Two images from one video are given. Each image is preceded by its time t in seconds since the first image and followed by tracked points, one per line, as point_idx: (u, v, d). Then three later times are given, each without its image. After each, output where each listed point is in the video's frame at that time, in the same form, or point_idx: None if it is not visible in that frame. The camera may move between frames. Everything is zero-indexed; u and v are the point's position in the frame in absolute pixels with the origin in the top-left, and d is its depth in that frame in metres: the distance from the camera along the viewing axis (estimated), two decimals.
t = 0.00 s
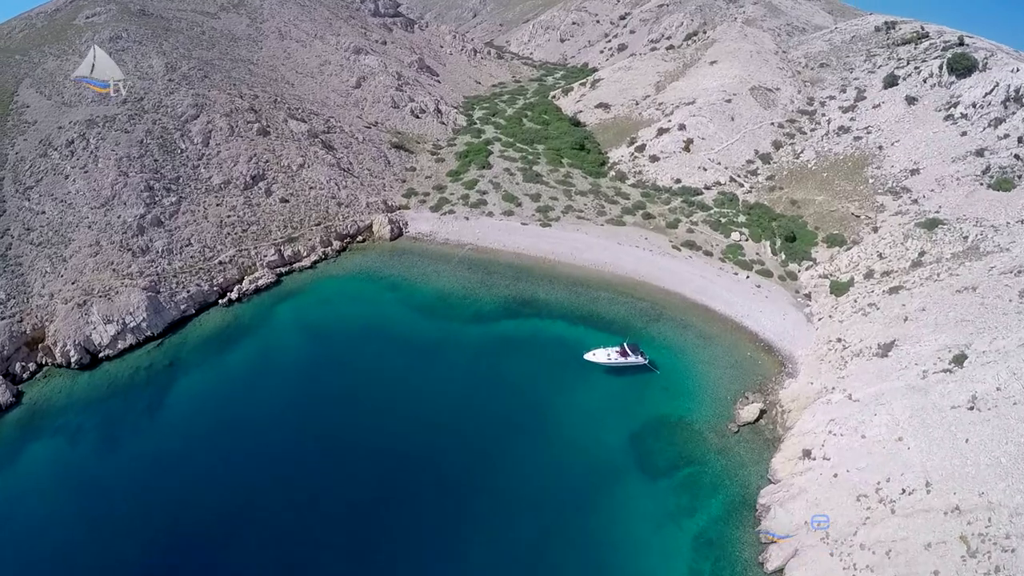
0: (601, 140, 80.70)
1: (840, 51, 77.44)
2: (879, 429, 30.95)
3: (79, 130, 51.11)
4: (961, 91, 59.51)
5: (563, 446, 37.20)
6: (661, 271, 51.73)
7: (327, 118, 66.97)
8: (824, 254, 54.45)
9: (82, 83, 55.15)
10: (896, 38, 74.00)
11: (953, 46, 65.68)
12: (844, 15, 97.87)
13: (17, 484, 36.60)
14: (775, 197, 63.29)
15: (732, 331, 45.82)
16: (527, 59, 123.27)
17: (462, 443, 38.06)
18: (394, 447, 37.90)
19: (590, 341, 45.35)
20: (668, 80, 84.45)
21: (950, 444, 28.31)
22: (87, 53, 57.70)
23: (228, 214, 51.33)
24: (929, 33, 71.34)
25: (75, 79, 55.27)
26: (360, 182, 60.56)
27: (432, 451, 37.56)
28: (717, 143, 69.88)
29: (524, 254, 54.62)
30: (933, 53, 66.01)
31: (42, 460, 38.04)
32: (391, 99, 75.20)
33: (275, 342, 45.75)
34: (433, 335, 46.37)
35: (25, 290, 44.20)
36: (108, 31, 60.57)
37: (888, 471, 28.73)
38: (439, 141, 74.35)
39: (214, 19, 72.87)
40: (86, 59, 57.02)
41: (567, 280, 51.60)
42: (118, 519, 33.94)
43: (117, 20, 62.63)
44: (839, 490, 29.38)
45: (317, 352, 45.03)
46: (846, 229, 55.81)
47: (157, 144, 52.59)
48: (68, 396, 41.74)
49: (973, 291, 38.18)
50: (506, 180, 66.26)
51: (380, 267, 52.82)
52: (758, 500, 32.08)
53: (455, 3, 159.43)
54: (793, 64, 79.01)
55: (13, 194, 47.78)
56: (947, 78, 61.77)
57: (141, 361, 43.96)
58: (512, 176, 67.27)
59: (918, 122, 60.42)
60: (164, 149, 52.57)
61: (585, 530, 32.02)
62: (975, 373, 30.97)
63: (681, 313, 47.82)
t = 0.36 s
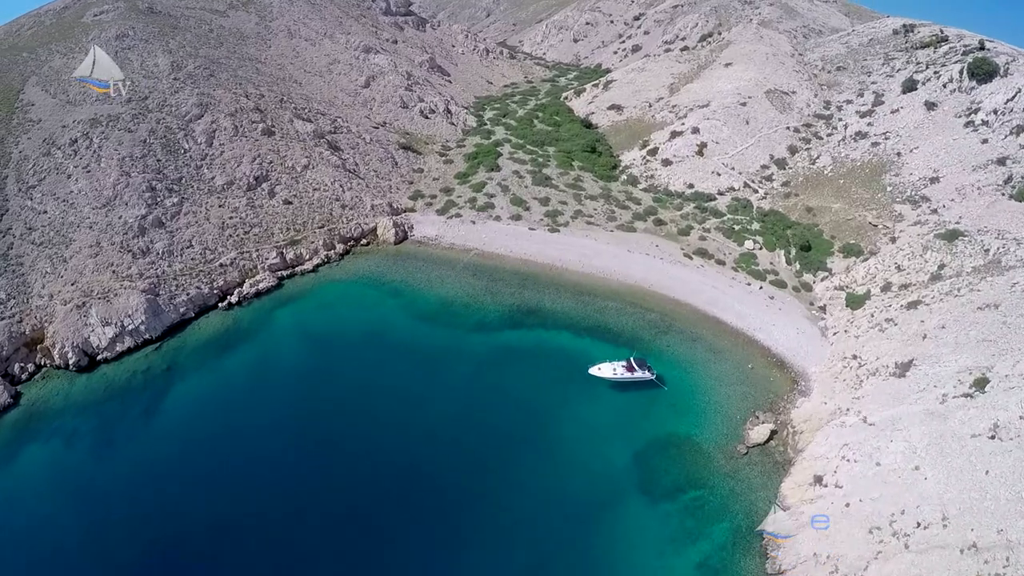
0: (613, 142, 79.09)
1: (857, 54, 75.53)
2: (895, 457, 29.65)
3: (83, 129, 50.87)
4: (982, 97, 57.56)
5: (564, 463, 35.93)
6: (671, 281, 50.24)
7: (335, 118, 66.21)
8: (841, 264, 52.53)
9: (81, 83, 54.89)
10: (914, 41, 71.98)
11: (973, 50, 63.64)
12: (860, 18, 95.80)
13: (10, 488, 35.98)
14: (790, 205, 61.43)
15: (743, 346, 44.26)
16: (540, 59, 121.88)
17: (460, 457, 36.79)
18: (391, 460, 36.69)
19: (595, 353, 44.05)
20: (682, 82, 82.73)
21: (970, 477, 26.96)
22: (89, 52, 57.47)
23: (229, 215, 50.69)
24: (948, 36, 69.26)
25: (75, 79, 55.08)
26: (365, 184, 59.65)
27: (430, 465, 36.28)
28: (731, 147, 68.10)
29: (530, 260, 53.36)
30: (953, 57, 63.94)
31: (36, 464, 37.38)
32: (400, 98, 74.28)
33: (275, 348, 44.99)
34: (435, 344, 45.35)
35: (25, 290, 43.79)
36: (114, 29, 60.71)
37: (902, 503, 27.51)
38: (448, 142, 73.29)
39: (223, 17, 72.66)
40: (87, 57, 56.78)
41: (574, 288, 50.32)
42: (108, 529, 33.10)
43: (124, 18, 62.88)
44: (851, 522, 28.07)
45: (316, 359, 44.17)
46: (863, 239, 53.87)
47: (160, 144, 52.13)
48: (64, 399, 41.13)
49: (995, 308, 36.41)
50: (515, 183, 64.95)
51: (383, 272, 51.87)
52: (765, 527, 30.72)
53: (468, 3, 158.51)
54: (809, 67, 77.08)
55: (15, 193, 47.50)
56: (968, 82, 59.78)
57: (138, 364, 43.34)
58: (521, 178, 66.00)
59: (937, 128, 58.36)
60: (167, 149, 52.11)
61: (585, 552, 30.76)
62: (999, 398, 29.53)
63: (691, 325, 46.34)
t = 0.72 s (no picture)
0: (626, 145, 77.34)
1: (875, 58, 73.43)
2: (913, 490, 28.28)
3: (86, 128, 50.58)
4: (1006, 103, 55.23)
5: (565, 486, 34.55)
6: (681, 293, 48.66)
7: (342, 118, 65.36)
8: (858, 277, 50.60)
9: (81, 83, 54.68)
10: (935, 45, 69.65)
11: (996, 55, 61.25)
12: (879, 21, 93.31)
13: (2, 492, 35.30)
14: (807, 213, 59.37)
15: (756, 363, 42.57)
16: (555, 59, 120.31)
17: (458, 477, 35.41)
18: (386, 478, 35.35)
19: (601, 368, 42.69)
20: (697, 84, 80.85)
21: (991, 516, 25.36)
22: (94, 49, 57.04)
23: (232, 217, 49.99)
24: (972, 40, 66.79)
25: (74, 79, 54.96)
26: (371, 186, 58.64)
27: (426, 484, 34.89)
28: (747, 152, 66.15)
29: (537, 268, 52.06)
30: (975, 62, 61.61)
31: (29, 468, 36.72)
32: (410, 98, 73.26)
33: (274, 355, 44.16)
34: (437, 353, 44.27)
35: (25, 290, 43.31)
36: (121, 27, 60.72)
37: (918, 541, 25.99)
38: (457, 143, 72.12)
39: (233, 15, 72.37)
40: (88, 56, 56.55)
41: (581, 298, 48.90)
42: (93, 543, 32.14)
43: (132, 15, 63.05)
44: (864, 559, 26.57)
45: (316, 366, 43.30)
46: (881, 250, 51.88)
47: (164, 144, 51.63)
48: (60, 402, 40.50)
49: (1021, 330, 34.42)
50: (525, 186, 63.58)
51: (386, 278, 50.88)
52: (774, 561, 29.26)
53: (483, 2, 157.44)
54: (828, 70, 74.90)
55: (18, 192, 47.22)
56: (990, 88, 57.27)
57: (136, 368, 42.70)
58: (530, 182, 64.60)
59: (959, 135, 56.20)
60: (170, 149, 51.60)
61: None
62: None
63: (702, 340, 44.74)
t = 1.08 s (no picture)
0: (637, 149, 75.79)
1: (892, 62, 71.52)
2: (929, 524, 27.00)
3: (90, 128, 50.27)
4: None
5: (567, 508, 33.24)
6: (691, 305, 47.29)
7: (349, 119, 64.60)
8: (875, 289, 48.58)
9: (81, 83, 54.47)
10: (954, 49, 67.67)
11: (1018, 60, 59.23)
12: (896, 24, 91.18)
13: None
14: (823, 221, 57.55)
15: (768, 381, 41.08)
16: (567, 60, 118.98)
17: (457, 494, 34.26)
18: (383, 493, 34.31)
19: (607, 382, 41.51)
20: (710, 87, 79.22)
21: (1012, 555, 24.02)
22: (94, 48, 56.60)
23: (233, 220, 49.40)
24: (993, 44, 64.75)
25: (75, 79, 54.75)
26: (376, 189, 57.80)
27: (425, 499, 33.80)
28: (762, 158, 64.34)
29: (543, 276, 50.93)
30: (996, 67, 59.64)
31: (25, 472, 36.13)
32: (419, 99, 72.38)
33: (274, 361, 43.45)
34: (439, 363, 43.35)
35: (25, 291, 42.87)
36: (128, 26, 60.64)
37: None
38: (466, 145, 71.09)
39: (242, 14, 72.05)
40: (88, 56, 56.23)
41: (587, 309, 47.69)
42: (84, 552, 31.40)
43: (139, 15, 63.02)
44: None
45: (316, 373, 42.53)
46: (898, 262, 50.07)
47: (167, 144, 51.19)
48: (57, 406, 39.91)
49: None
50: (533, 191, 62.35)
51: (389, 284, 50.05)
52: None
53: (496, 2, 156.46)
54: (844, 74, 73.05)
55: (21, 191, 46.89)
56: (1012, 95, 55.18)
57: (134, 372, 42.10)
58: (539, 187, 63.36)
59: (979, 143, 54.37)
60: (173, 150, 51.14)
61: None
62: None
63: (712, 355, 43.35)
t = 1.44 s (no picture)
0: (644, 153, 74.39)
1: (903, 65, 69.92)
2: (940, 558, 25.75)
3: (87, 130, 49.62)
4: None
5: (565, 529, 32.14)
6: (695, 317, 46.06)
7: (350, 121, 63.70)
8: (886, 301, 47.06)
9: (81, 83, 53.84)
10: (965, 53, 66.09)
11: None
12: (907, 26, 89.45)
13: None
14: (832, 230, 56.05)
15: (774, 398, 39.79)
16: (574, 62, 117.77)
17: (453, 512, 33.20)
18: (376, 509, 33.29)
19: (607, 397, 40.39)
20: (718, 90, 77.81)
21: None
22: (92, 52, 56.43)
23: (229, 224, 48.62)
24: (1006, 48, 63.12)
25: (74, 79, 54.09)
26: (376, 193, 56.85)
27: (418, 518, 32.73)
28: (770, 163, 62.87)
29: (543, 284, 49.83)
30: (1010, 71, 58.02)
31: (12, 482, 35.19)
32: (422, 101, 71.41)
33: (269, 370, 42.57)
34: (436, 374, 42.38)
35: (19, 295, 42.21)
36: (128, 27, 60.17)
37: None
38: (469, 148, 70.01)
39: (244, 14, 71.43)
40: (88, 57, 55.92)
41: (589, 320, 46.57)
42: (66, 566, 30.44)
43: (139, 15, 62.57)
44: None
45: (311, 383, 41.66)
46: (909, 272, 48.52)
47: (164, 147, 50.51)
48: (46, 413, 38.99)
49: None
50: (536, 196, 61.18)
51: (386, 292, 49.14)
52: None
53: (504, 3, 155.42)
54: (854, 78, 71.52)
55: (17, 193, 46.28)
56: None
57: (125, 380, 41.21)
58: (543, 192, 62.18)
59: (993, 150, 52.79)
60: (170, 153, 50.47)
61: None
62: None
63: (716, 370, 42.13)
